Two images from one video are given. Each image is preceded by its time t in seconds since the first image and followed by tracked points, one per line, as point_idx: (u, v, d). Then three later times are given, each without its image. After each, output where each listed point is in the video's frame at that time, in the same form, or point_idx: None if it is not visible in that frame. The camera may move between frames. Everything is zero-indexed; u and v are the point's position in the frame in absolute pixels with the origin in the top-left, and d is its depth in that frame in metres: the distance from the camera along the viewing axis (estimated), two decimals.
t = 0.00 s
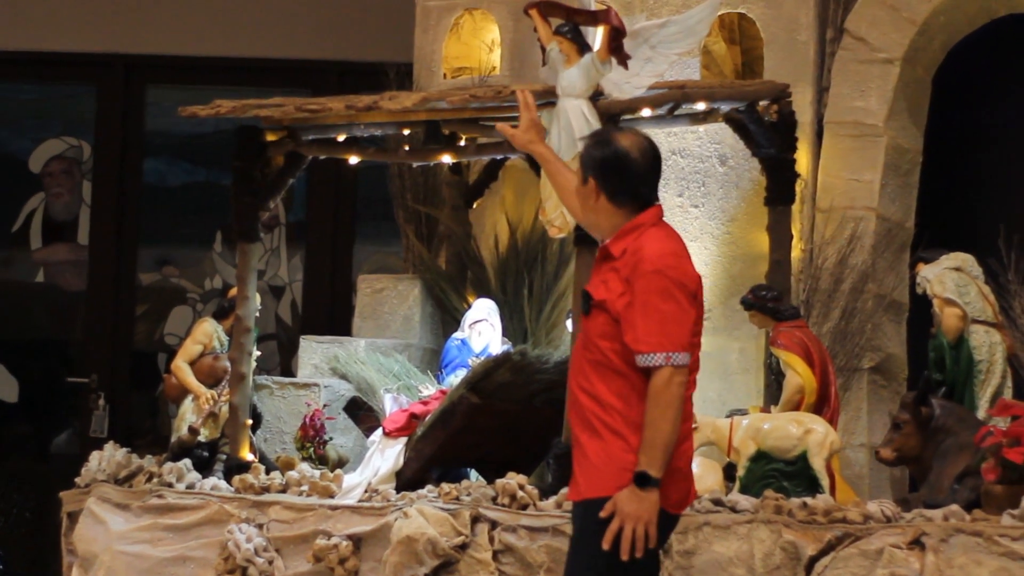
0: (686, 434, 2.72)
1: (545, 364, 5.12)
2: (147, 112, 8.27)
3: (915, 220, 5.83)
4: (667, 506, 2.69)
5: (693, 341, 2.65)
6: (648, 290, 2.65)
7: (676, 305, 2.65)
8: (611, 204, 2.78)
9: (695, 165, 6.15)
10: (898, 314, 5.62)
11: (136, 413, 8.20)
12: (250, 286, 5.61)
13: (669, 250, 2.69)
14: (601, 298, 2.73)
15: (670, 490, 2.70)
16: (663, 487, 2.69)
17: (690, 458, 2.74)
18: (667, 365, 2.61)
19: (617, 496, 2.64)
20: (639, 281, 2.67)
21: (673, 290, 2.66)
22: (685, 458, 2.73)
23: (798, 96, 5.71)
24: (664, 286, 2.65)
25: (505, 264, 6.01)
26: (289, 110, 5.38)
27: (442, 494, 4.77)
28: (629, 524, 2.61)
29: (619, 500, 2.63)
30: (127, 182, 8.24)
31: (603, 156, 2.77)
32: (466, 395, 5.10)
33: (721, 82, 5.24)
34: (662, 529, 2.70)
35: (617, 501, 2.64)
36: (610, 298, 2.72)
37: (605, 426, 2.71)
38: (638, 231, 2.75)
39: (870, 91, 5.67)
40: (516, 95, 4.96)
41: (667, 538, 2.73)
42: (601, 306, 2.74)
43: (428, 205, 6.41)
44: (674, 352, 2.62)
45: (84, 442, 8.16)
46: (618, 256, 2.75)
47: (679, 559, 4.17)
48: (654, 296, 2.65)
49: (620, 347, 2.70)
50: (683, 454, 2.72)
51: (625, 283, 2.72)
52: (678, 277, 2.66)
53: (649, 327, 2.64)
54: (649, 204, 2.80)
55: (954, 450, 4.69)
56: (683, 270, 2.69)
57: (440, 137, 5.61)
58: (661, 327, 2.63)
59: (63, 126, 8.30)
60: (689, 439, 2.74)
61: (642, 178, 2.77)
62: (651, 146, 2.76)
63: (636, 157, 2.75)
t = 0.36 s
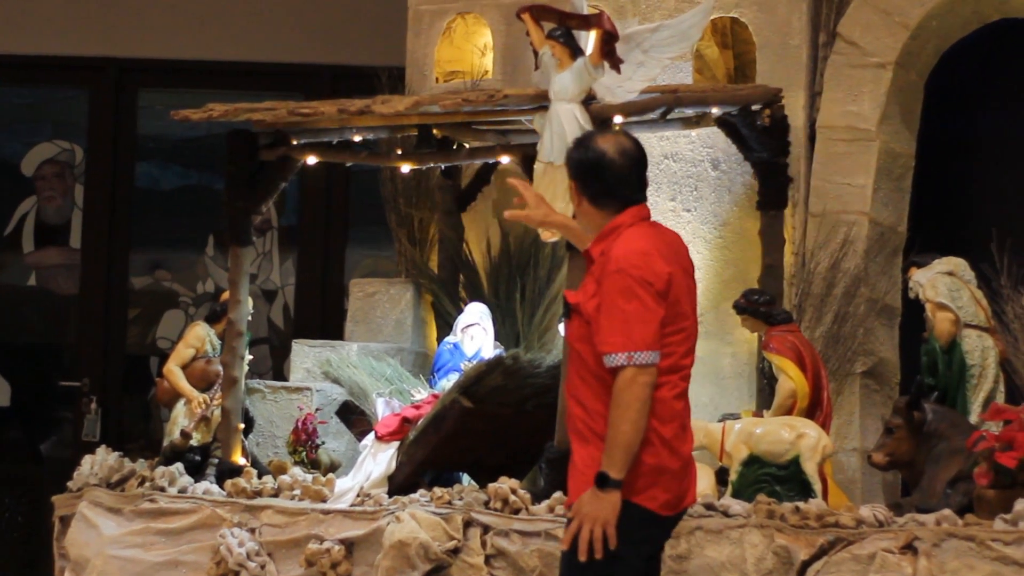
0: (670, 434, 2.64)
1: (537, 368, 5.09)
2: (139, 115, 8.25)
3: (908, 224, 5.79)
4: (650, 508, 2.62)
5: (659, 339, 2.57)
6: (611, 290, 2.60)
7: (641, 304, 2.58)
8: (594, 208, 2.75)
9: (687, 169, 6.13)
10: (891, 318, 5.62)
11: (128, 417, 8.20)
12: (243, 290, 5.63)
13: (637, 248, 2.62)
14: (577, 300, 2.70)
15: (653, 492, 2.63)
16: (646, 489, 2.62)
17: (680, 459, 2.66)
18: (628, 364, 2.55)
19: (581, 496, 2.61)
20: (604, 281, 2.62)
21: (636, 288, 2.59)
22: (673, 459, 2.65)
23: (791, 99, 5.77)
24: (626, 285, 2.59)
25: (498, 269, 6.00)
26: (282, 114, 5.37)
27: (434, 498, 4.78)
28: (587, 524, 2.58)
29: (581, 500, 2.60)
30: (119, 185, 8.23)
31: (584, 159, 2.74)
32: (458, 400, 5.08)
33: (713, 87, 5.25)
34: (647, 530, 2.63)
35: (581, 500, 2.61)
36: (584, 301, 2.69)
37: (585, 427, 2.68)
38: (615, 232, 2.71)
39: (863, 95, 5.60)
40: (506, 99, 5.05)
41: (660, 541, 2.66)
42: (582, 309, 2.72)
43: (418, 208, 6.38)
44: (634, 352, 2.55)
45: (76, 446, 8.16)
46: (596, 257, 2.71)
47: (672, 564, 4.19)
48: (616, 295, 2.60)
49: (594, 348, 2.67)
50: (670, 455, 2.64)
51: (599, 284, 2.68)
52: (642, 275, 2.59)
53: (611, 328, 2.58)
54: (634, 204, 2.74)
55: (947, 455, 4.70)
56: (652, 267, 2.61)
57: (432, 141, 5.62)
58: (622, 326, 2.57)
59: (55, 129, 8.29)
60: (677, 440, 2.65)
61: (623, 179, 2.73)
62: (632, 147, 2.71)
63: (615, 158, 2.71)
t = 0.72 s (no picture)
0: (658, 438, 2.61)
1: (526, 370, 5.07)
2: (128, 118, 8.24)
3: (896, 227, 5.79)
4: (643, 515, 2.60)
5: (629, 344, 2.55)
6: (581, 296, 2.60)
7: (609, 309, 2.57)
8: (581, 209, 2.75)
9: (675, 171, 6.13)
10: (879, 321, 5.61)
11: (116, 421, 8.19)
12: (230, 292, 5.58)
13: (607, 251, 2.60)
14: (557, 307, 2.71)
15: (644, 498, 2.61)
16: (636, 495, 2.61)
17: (672, 463, 2.63)
18: (594, 372, 2.54)
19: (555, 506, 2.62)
20: (576, 288, 2.62)
21: (605, 293, 2.57)
22: (663, 464, 2.62)
23: (778, 101, 5.74)
24: (595, 290, 2.58)
25: (486, 271, 6.00)
26: (270, 116, 5.36)
27: (423, 500, 4.79)
28: (560, 534, 2.58)
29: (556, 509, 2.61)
30: (108, 187, 8.22)
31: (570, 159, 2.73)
32: (446, 402, 5.07)
33: (701, 89, 5.24)
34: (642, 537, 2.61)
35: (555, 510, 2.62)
36: (561, 307, 2.69)
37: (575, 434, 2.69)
38: (593, 234, 2.69)
39: (851, 97, 5.58)
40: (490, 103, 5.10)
41: (658, 546, 2.63)
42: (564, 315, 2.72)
43: (407, 211, 6.32)
44: (603, 358, 2.54)
45: (64, 449, 8.15)
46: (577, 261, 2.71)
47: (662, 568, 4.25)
48: (585, 302, 2.59)
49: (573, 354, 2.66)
50: (659, 460, 2.62)
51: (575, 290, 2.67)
52: (610, 279, 2.58)
53: (582, 335, 2.58)
54: (617, 202, 2.72)
55: (933, 457, 4.68)
56: (622, 271, 2.59)
57: (421, 143, 5.52)
58: (590, 333, 2.57)
59: (43, 132, 8.28)
60: (667, 444, 2.62)
61: (609, 179, 2.72)
62: (620, 146, 2.71)
63: (600, 157, 2.70)
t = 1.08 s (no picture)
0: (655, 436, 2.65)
1: (509, 370, 5.16)
2: (110, 118, 8.26)
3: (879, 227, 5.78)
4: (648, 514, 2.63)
5: (600, 343, 2.61)
6: (558, 299, 2.67)
7: (583, 311, 2.63)
8: (578, 204, 2.81)
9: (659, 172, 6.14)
10: (863, 321, 5.60)
11: (100, 423, 8.17)
12: (213, 293, 5.58)
13: (581, 252, 2.67)
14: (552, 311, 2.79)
15: (647, 498, 2.64)
16: (638, 493, 2.64)
17: (674, 460, 2.65)
18: (565, 374, 2.61)
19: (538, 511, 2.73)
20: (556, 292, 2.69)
21: (578, 294, 2.63)
22: (666, 462, 2.65)
23: (761, 104, 5.68)
24: (569, 293, 2.65)
25: (470, 271, 5.98)
26: (252, 116, 5.35)
27: (407, 501, 4.78)
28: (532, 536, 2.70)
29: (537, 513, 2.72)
30: (91, 186, 8.22)
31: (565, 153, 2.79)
32: (430, 402, 5.09)
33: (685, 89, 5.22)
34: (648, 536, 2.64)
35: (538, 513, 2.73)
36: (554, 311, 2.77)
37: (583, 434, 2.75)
38: (581, 235, 2.76)
39: (834, 98, 5.57)
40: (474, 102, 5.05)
41: (665, 545, 2.66)
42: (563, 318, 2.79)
43: (392, 212, 6.35)
44: (573, 359, 2.60)
45: (47, 450, 8.14)
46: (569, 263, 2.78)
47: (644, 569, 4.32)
48: (561, 305, 2.66)
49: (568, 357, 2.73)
50: (660, 458, 2.65)
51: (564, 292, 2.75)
52: (583, 279, 2.64)
53: (558, 338, 2.65)
54: (607, 200, 2.78)
55: (916, 458, 4.67)
56: (599, 270, 2.65)
57: (404, 143, 5.49)
58: (564, 335, 2.63)
59: (27, 132, 8.29)
60: (667, 441, 2.65)
61: (604, 173, 2.78)
62: (612, 140, 2.76)
63: (593, 151, 2.76)
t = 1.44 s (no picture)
0: (665, 437, 2.63)
1: (488, 370, 5.13)
2: (91, 118, 8.33)
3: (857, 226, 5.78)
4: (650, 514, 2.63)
5: (614, 342, 2.58)
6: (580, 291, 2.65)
7: (601, 309, 2.60)
8: (614, 196, 2.78)
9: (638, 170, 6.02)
10: (841, 320, 5.60)
11: (79, 423, 8.24)
12: (193, 293, 5.54)
13: (610, 247, 2.63)
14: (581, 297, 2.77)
15: (649, 497, 2.63)
16: (640, 490, 2.63)
17: (681, 462, 2.63)
18: (571, 368, 2.60)
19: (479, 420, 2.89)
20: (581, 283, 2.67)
21: (599, 289, 2.60)
22: (673, 464, 2.63)
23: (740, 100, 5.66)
24: (591, 286, 2.62)
25: (448, 270, 5.98)
26: (232, 115, 5.30)
27: (386, 501, 4.78)
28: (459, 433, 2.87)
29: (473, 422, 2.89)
30: (71, 187, 8.31)
31: (604, 143, 2.76)
32: (408, 402, 5.07)
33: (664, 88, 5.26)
34: (647, 535, 2.63)
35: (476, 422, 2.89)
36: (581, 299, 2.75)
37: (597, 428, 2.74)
38: (615, 227, 2.72)
39: (812, 96, 5.56)
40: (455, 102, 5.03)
41: (668, 547, 2.64)
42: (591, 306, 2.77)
43: (370, 211, 6.33)
44: (583, 354, 2.59)
45: (27, 451, 8.19)
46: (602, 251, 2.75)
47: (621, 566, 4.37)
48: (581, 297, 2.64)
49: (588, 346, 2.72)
50: (669, 460, 2.63)
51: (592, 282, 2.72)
52: (606, 276, 2.60)
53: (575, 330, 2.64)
54: (648, 194, 2.74)
55: (895, 457, 4.65)
56: (625, 270, 2.61)
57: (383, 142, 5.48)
58: (579, 331, 2.61)
59: (7, 133, 8.37)
60: (677, 443, 2.63)
61: (645, 168, 2.74)
62: (652, 136, 2.72)
63: (631, 145, 2.72)
